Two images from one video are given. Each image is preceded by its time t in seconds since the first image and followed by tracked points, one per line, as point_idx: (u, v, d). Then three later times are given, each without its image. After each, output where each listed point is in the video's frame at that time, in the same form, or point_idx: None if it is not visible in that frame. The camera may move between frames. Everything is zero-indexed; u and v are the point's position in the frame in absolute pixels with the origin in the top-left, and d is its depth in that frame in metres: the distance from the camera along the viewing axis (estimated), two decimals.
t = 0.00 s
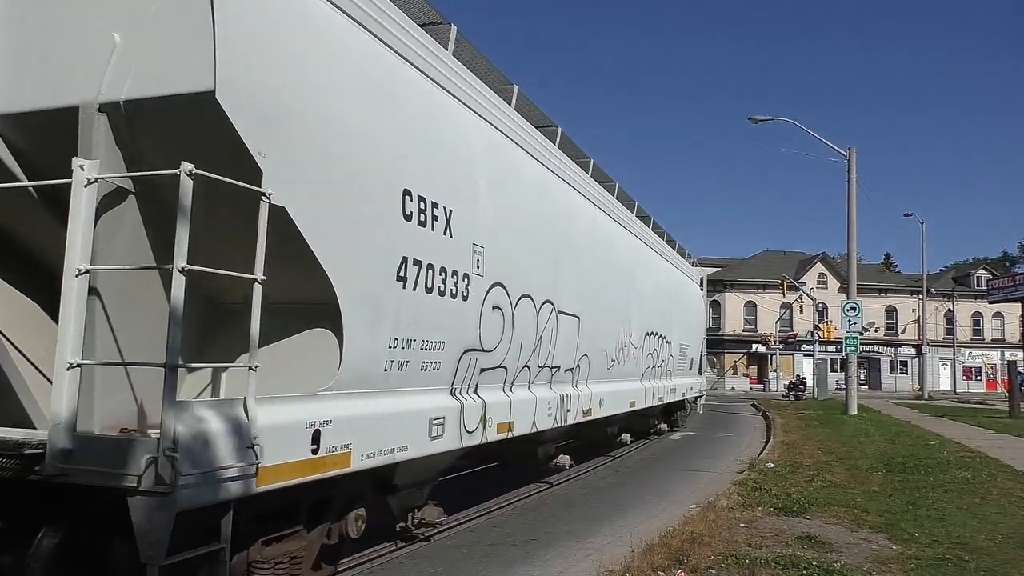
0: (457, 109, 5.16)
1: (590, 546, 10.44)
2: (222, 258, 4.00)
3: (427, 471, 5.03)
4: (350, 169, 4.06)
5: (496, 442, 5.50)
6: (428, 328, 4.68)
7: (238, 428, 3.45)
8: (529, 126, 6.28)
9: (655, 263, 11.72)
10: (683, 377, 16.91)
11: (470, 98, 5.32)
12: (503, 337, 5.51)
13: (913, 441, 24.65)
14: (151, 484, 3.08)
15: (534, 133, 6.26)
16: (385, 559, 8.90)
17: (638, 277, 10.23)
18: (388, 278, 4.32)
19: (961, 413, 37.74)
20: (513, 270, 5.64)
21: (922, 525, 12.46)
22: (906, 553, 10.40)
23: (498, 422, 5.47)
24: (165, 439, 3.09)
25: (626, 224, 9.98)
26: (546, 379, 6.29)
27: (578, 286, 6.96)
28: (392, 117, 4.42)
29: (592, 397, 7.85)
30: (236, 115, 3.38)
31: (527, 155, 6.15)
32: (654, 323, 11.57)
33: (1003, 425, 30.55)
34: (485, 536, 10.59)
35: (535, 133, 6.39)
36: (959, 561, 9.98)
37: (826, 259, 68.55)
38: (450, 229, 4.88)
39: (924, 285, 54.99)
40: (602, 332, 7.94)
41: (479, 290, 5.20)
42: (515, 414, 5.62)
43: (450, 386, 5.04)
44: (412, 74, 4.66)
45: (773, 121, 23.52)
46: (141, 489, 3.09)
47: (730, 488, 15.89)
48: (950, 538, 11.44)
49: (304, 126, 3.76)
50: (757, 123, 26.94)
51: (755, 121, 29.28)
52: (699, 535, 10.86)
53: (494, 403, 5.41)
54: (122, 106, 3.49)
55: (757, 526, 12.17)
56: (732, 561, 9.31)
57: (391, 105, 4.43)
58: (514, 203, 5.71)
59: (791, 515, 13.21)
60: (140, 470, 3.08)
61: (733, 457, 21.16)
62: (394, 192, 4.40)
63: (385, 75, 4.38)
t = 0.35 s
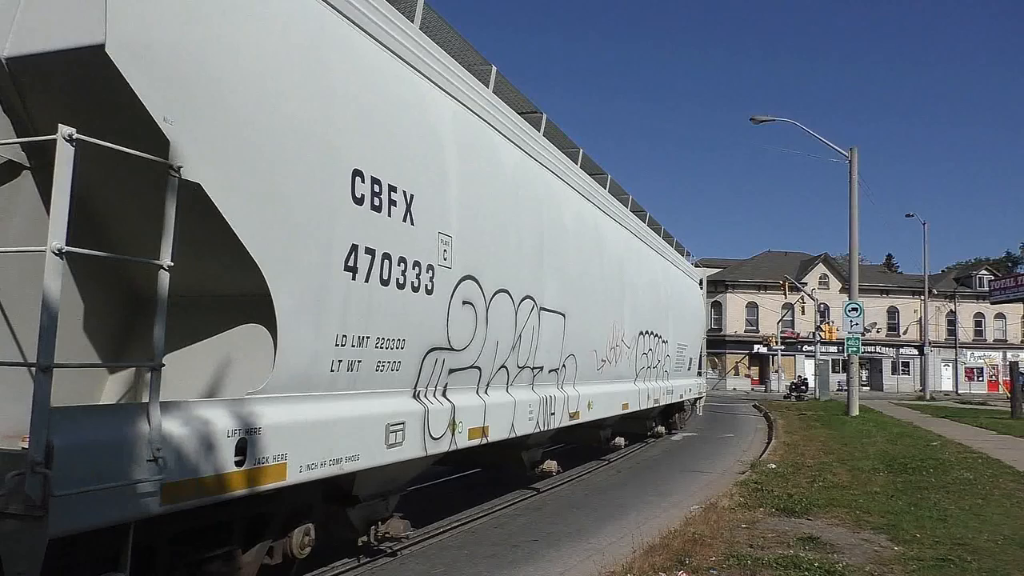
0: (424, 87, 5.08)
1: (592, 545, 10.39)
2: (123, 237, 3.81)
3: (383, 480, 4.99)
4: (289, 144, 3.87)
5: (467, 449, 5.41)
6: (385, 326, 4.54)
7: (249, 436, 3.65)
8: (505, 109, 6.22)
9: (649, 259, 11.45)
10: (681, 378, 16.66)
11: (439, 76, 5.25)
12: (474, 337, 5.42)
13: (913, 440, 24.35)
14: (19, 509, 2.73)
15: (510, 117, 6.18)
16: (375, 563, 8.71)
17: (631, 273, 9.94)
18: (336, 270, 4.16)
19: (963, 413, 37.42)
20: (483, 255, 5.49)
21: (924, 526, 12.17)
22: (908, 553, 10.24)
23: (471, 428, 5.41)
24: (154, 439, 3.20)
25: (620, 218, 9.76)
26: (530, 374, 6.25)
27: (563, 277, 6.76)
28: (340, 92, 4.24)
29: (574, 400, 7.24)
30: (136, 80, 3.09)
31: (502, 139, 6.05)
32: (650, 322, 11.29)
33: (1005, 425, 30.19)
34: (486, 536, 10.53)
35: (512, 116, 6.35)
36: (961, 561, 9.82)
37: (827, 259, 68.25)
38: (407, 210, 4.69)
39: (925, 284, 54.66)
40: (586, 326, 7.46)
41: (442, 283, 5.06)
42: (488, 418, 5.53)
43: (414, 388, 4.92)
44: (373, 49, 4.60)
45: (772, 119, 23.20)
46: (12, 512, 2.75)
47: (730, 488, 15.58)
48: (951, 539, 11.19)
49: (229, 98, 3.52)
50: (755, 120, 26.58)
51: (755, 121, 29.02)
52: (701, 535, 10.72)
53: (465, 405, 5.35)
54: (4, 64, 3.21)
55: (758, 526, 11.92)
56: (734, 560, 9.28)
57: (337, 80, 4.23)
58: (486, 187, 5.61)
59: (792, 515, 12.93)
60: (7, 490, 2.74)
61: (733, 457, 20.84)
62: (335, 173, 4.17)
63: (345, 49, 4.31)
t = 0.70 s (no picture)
0: (414, 80, 5.38)
1: (593, 544, 10.80)
2: None
3: (337, 485, 4.82)
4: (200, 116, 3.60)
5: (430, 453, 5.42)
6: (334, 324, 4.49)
7: (256, 435, 3.92)
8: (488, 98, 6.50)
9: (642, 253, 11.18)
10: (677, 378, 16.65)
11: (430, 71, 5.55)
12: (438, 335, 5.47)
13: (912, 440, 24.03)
14: None
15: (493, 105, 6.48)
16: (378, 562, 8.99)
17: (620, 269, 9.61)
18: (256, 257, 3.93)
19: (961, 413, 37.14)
20: (460, 244, 5.72)
21: (922, 526, 11.92)
22: (905, 553, 10.26)
23: (432, 432, 5.42)
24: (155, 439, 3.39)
25: (615, 215, 9.71)
26: (495, 371, 6.30)
27: (536, 266, 6.95)
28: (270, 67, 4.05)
29: (543, 404, 7.09)
30: None
31: (484, 131, 6.34)
32: (642, 323, 10.96)
33: (1003, 425, 29.93)
34: (486, 536, 10.81)
35: (498, 106, 6.64)
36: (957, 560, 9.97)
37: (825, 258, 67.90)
38: (388, 196, 4.95)
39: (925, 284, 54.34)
40: (559, 322, 7.46)
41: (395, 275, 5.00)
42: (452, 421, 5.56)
43: (366, 390, 4.87)
44: (366, 44, 4.90)
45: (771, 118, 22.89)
46: None
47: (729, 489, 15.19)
48: (950, 539, 11.09)
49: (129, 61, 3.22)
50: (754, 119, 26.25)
51: (754, 121, 28.73)
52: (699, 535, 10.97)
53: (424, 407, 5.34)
54: None
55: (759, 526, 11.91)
56: (733, 560, 9.71)
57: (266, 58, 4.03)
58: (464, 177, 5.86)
59: (789, 515, 12.69)
60: None
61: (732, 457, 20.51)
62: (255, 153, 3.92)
63: (341, 47, 4.64)
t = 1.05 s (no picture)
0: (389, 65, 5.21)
1: (592, 544, 10.56)
2: None
3: (277, 499, 4.49)
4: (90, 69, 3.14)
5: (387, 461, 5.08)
6: (273, 316, 4.14)
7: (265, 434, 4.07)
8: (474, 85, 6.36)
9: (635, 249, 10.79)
10: (675, 377, 16.43)
11: (405, 56, 5.37)
12: (396, 332, 5.14)
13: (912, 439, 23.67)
14: None
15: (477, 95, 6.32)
16: (379, 563, 8.87)
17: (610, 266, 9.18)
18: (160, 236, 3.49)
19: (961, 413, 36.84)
20: (432, 233, 5.54)
21: (922, 526, 11.58)
22: (906, 553, 9.96)
23: (388, 439, 5.06)
24: (168, 441, 3.51)
25: (608, 209, 9.43)
26: (464, 371, 5.99)
27: (517, 260, 6.75)
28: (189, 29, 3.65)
29: (518, 406, 6.72)
30: None
31: (464, 120, 6.15)
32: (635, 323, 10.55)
33: (1003, 425, 29.62)
34: (486, 536, 10.62)
35: (484, 96, 6.49)
36: (960, 560, 9.69)
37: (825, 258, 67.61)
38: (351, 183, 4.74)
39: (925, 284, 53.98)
40: (541, 319, 7.18)
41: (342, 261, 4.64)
42: (415, 425, 5.26)
43: (309, 393, 4.50)
44: (338, 28, 4.73)
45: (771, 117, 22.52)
46: None
47: (728, 488, 14.86)
48: (951, 539, 10.75)
49: None
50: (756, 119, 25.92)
51: (755, 121, 28.59)
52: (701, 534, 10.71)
53: (379, 410, 4.98)
54: None
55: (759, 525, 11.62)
56: (733, 559, 9.49)
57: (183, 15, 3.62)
58: (438, 166, 5.68)
59: (790, 515, 12.36)
60: None
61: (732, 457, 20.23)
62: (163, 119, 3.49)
63: (341, 49, 4.71)
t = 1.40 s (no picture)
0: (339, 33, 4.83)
1: (592, 544, 10.21)
2: None
3: (205, 515, 4.12)
4: None
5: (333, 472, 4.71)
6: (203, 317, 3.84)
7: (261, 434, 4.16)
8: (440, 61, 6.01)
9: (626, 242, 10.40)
10: (672, 379, 16.09)
11: (360, 26, 5.00)
12: (342, 328, 4.77)
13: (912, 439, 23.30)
14: None
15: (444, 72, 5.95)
16: (379, 563, 8.49)
17: (596, 257, 8.87)
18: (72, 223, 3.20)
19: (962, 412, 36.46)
20: (388, 218, 5.22)
21: (921, 526, 11.22)
22: (906, 553, 9.60)
23: (334, 448, 4.69)
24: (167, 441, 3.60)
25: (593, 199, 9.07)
26: (427, 373, 5.68)
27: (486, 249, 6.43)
28: None
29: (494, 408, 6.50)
30: None
31: (430, 99, 5.81)
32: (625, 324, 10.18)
33: (1004, 425, 29.25)
34: (487, 536, 10.28)
35: (452, 71, 6.16)
36: (959, 559, 9.33)
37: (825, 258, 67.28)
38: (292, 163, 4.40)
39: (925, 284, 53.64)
40: (515, 313, 6.87)
41: (276, 248, 4.26)
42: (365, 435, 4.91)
43: (233, 399, 4.08)
44: None
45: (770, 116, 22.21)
46: None
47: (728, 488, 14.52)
48: (950, 539, 10.40)
49: None
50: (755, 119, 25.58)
51: (755, 121, 28.42)
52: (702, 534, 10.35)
53: (326, 417, 4.63)
54: None
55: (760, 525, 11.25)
56: (733, 560, 9.13)
57: None
58: (396, 148, 5.35)
59: (790, 515, 12.01)
60: None
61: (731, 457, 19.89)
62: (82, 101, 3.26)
63: (313, 36, 4.58)
